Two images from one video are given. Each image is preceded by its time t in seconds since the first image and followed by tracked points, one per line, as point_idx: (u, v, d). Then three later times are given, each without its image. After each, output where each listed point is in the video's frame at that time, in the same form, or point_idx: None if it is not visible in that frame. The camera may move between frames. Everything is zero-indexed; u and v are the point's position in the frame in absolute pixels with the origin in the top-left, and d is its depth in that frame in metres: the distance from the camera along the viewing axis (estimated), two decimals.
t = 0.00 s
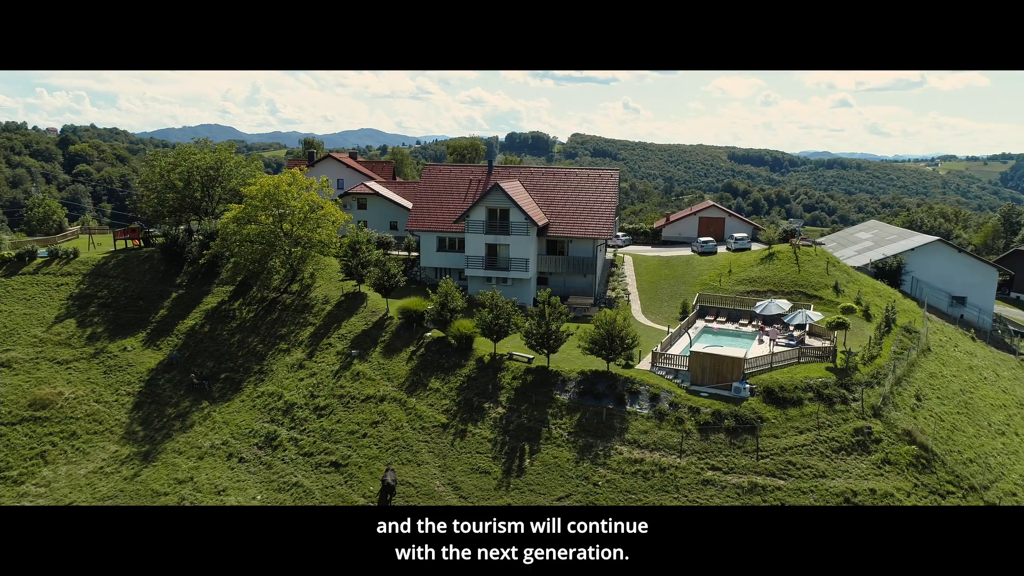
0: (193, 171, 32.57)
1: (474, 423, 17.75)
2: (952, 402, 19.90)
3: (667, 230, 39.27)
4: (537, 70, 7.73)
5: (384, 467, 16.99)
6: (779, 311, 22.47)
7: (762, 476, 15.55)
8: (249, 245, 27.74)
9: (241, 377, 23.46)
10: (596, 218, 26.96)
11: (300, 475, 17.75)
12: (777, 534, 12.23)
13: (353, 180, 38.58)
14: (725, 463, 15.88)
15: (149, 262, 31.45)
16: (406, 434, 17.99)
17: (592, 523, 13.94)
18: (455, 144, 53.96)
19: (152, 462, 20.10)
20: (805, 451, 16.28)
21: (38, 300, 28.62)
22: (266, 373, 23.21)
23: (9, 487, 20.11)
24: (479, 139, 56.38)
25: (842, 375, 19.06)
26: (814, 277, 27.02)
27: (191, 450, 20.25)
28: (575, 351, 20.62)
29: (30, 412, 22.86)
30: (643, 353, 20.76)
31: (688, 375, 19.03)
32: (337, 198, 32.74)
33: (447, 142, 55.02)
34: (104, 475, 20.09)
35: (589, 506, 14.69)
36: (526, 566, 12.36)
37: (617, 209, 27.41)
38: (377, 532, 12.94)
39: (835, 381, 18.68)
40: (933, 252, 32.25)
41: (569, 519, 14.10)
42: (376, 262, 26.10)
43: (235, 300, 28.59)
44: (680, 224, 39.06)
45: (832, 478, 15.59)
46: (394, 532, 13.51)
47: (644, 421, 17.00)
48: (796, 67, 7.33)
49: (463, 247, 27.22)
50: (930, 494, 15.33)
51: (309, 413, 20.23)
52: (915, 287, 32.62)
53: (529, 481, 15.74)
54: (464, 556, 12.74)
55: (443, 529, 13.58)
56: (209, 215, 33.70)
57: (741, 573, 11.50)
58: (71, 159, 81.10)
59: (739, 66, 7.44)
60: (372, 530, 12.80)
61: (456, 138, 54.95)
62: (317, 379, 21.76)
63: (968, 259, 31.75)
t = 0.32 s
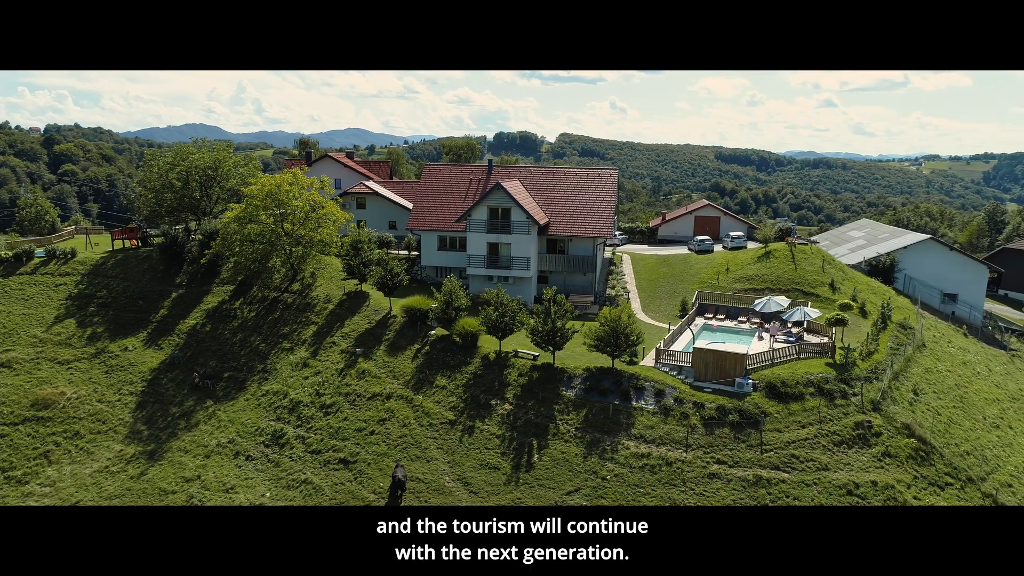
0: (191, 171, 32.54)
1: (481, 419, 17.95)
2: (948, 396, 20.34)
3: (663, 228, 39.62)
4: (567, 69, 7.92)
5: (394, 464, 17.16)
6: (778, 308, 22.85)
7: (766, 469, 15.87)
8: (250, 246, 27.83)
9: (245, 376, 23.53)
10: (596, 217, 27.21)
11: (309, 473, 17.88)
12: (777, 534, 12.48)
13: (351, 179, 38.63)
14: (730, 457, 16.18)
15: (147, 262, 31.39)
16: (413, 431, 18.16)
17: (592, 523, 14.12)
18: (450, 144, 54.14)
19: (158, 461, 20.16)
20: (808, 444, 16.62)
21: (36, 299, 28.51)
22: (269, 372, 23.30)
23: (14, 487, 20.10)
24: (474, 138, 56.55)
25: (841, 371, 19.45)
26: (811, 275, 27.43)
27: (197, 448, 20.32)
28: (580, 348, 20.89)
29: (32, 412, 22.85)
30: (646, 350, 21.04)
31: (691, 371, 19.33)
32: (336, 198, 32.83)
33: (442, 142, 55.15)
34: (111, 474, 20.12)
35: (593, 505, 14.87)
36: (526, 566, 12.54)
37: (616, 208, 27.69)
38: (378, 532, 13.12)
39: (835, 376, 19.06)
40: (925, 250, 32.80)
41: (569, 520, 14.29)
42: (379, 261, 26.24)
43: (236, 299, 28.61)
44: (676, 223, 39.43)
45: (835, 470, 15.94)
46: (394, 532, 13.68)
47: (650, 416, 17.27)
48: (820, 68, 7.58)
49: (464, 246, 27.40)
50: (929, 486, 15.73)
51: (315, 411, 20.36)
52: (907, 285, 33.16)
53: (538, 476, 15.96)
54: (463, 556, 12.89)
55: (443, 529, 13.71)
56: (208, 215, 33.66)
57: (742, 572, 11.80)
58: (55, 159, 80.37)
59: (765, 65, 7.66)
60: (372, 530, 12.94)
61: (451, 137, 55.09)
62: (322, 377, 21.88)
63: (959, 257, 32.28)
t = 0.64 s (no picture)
0: (190, 171, 32.54)
1: (490, 416, 18.16)
2: (946, 391, 20.79)
3: (661, 228, 40.00)
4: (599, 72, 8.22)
5: (404, 460, 17.34)
6: (777, 306, 23.26)
7: (772, 463, 16.17)
8: (251, 246, 27.89)
9: (250, 375, 23.63)
10: (597, 216, 27.48)
11: (319, 470, 18.01)
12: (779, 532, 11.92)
13: (351, 179, 38.74)
14: (736, 451, 16.48)
15: (148, 262, 31.36)
16: (422, 427, 18.34)
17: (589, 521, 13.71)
18: (447, 144, 54.34)
19: (166, 460, 20.21)
20: (811, 438, 16.96)
21: (36, 300, 28.42)
22: (275, 370, 23.42)
23: (20, 486, 20.12)
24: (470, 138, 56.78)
25: (842, 366, 19.83)
26: (808, 273, 27.84)
27: (205, 447, 20.40)
28: (585, 345, 21.14)
29: (36, 412, 22.85)
30: (651, 347, 21.35)
31: (696, 367, 19.65)
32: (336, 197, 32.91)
33: (439, 142, 55.34)
34: (118, 472, 20.17)
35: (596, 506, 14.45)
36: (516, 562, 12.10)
37: (616, 207, 27.99)
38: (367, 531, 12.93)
39: (836, 371, 19.43)
40: (919, 249, 33.38)
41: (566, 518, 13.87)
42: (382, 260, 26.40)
43: (238, 299, 28.65)
44: (673, 222, 39.81)
45: (838, 463, 16.27)
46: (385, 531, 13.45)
47: (657, 411, 17.55)
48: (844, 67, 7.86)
49: (466, 245, 27.61)
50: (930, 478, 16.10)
51: (323, 409, 20.49)
52: (902, 283, 33.65)
53: (548, 471, 16.19)
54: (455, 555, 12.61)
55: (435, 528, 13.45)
56: (208, 215, 33.67)
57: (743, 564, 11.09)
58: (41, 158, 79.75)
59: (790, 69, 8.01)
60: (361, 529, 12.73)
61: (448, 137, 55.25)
62: (328, 375, 22.02)
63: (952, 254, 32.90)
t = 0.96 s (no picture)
0: (191, 171, 32.55)
1: (499, 412, 18.38)
2: (944, 386, 21.21)
3: (659, 227, 40.35)
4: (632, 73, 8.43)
5: (415, 456, 17.52)
6: (778, 303, 23.63)
7: (778, 457, 16.49)
8: (254, 246, 27.97)
9: (256, 374, 23.72)
10: (598, 215, 27.77)
11: (330, 467, 18.17)
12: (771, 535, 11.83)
13: (351, 179, 38.91)
14: (742, 445, 16.78)
15: (149, 262, 31.39)
16: (432, 424, 18.54)
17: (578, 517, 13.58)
18: (444, 144, 54.54)
19: (175, 458, 20.31)
20: (816, 433, 17.29)
21: (38, 300, 28.40)
22: (281, 369, 23.54)
23: (28, 486, 20.18)
24: (467, 138, 57.04)
25: (844, 362, 20.19)
26: (807, 271, 28.22)
27: (214, 445, 20.50)
28: (591, 343, 21.39)
29: (42, 412, 22.88)
30: (655, 344, 21.64)
31: (701, 364, 19.95)
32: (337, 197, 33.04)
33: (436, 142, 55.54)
34: (127, 471, 20.24)
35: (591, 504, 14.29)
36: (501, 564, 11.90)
37: (617, 207, 28.28)
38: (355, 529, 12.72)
39: (838, 367, 19.79)
40: (913, 246, 33.90)
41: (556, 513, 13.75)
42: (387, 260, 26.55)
43: (241, 298, 28.73)
44: (671, 220, 40.17)
45: (842, 457, 16.61)
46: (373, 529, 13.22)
47: (664, 407, 17.84)
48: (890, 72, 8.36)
49: (469, 244, 27.81)
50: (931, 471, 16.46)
51: (331, 407, 20.63)
52: (897, 280, 34.13)
53: (558, 466, 16.42)
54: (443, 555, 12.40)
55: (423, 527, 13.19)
56: (209, 214, 33.60)
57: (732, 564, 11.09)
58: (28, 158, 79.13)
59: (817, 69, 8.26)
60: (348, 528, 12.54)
61: (446, 137, 55.46)
62: (336, 374, 22.18)
63: (946, 252, 33.43)
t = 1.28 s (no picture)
0: (194, 170, 32.57)
1: (509, 409, 18.61)
2: (944, 382, 21.61)
3: (659, 226, 40.70)
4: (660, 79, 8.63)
5: (427, 452, 17.74)
6: (781, 301, 23.98)
7: (785, 450, 16.81)
8: (260, 245, 28.10)
9: (264, 372, 23.85)
10: (601, 213, 28.00)
11: (342, 463, 18.36)
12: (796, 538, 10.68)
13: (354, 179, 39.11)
14: (750, 440, 17.08)
15: (153, 261, 31.44)
16: (443, 421, 18.75)
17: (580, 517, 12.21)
18: (443, 143, 54.75)
19: (185, 456, 20.42)
20: (821, 427, 17.62)
21: (42, 299, 28.41)
22: (289, 367, 23.69)
23: (38, 484, 20.28)
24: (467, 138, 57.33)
25: (847, 358, 20.54)
26: (807, 269, 28.56)
27: (224, 443, 20.63)
28: (598, 340, 21.65)
29: (50, 411, 22.94)
30: (661, 341, 21.95)
31: (707, 360, 20.27)
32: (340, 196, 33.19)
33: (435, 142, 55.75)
34: (138, 469, 20.34)
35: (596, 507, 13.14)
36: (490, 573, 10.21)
37: (620, 205, 28.52)
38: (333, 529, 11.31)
39: (842, 363, 20.14)
40: (911, 245, 34.34)
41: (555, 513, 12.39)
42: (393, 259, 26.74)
43: (246, 297, 28.84)
44: (671, 219, 40.56)
45: (848, 451, 16.94)
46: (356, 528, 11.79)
47: (672, 403, 18.13)
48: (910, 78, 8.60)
49: (473, 243, 28.03)
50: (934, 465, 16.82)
51: (341, 405, 20.81)
52: (895, 278, 34.53)
53: (569, 461, 16.67)
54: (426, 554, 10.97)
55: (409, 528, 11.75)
56: (212, 213, 33.67)
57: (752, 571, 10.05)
58: (19, 158, 78.66)
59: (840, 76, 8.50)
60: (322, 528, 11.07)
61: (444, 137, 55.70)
62: (344, 372, 22.35)
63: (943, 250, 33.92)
